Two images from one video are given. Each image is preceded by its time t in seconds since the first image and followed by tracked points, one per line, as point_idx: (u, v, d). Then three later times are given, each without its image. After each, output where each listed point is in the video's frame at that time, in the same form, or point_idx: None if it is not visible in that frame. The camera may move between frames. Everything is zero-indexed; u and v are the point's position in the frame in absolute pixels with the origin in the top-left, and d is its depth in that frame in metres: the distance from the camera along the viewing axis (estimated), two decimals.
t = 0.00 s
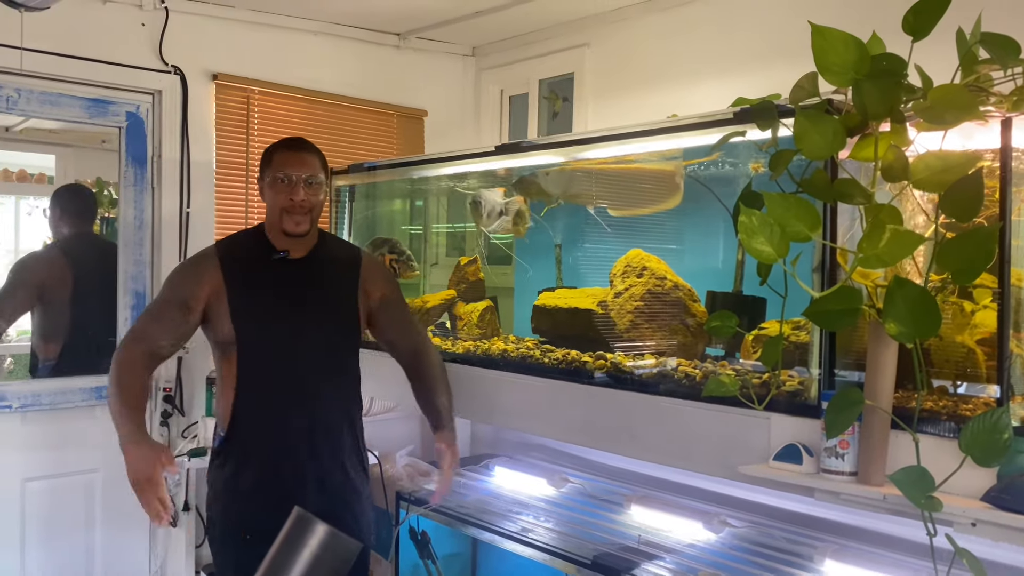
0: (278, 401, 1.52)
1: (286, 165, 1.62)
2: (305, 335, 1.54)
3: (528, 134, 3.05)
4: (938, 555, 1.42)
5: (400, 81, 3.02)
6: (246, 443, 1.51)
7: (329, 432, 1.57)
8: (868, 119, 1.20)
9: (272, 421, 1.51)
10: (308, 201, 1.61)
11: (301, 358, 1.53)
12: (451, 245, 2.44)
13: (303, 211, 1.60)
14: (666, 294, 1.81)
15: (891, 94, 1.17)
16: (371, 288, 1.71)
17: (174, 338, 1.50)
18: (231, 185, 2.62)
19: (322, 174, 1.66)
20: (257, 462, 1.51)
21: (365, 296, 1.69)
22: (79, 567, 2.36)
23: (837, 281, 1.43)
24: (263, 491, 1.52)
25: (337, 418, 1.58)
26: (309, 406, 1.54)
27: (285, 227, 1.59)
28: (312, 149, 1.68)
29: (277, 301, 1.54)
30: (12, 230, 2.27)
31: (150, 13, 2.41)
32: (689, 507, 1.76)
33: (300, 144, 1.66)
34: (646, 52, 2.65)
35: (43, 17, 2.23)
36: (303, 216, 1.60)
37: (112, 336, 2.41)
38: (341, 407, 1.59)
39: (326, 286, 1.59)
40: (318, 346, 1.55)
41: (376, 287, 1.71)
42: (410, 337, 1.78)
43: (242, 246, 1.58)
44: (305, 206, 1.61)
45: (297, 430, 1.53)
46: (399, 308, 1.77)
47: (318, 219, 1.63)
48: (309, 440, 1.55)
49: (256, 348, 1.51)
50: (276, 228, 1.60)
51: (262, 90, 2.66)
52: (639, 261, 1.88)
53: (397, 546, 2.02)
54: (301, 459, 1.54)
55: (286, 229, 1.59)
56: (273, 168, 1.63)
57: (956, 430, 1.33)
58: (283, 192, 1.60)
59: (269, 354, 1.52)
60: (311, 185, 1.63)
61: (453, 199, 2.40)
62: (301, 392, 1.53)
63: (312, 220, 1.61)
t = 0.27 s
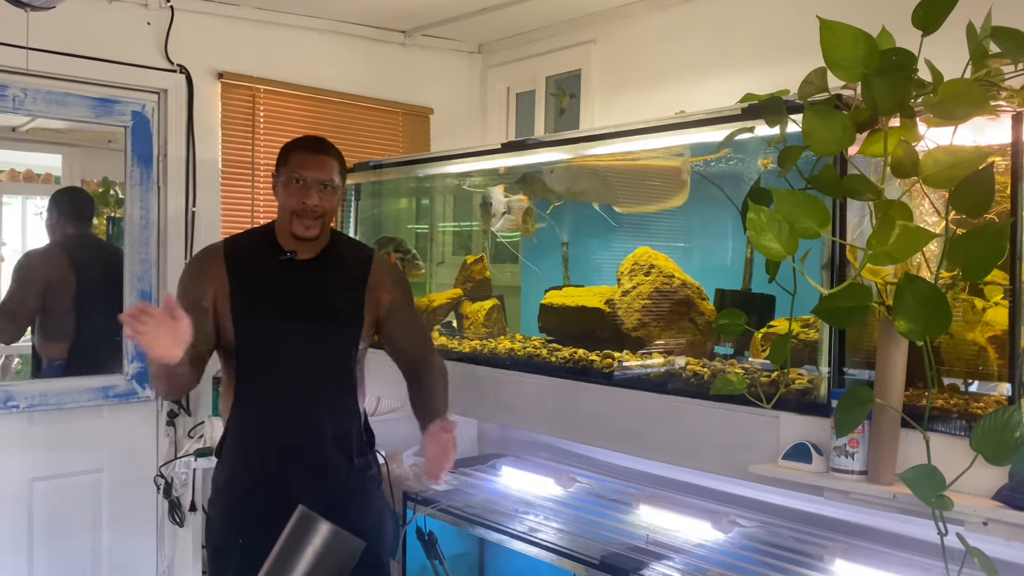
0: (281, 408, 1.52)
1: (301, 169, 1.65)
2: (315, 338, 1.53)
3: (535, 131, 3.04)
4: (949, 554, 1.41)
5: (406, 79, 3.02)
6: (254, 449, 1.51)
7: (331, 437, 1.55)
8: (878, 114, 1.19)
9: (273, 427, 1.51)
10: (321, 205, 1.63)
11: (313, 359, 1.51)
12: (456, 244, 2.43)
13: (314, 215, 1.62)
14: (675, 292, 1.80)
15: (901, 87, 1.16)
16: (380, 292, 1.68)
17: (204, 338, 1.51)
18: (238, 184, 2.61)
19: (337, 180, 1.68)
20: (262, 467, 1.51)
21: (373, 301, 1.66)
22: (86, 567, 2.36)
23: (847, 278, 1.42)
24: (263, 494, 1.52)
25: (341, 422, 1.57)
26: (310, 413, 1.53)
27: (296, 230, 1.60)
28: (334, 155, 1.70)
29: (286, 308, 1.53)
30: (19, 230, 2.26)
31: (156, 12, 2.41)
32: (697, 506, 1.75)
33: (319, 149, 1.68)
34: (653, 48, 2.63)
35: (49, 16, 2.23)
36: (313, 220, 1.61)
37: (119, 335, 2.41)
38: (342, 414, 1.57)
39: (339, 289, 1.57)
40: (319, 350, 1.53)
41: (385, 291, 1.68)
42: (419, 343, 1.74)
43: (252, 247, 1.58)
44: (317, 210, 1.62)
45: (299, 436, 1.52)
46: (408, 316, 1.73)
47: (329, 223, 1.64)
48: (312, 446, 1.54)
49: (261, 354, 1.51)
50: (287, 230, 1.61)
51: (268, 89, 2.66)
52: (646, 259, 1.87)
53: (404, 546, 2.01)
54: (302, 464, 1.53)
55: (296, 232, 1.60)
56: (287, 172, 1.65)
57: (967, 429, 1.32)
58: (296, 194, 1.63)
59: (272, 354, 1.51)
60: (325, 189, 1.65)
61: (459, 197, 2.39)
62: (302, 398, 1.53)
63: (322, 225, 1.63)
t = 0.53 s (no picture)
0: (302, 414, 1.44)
1: (346, 179, 1.52)
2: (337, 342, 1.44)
3: (538, 131, 3.04)
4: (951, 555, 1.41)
5: (409, 79, 3.02)
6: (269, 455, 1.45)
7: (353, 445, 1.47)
8: (880, 114, 1.19)
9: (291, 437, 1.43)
10: (364, 220, 1.51)
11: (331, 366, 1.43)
12: (459, 243, 2.43)
13: (356, 230, 1.50)
14: (676, 291, 1.80)
15: (903, 88, 1.16)
16: (409, 314, 1.56)
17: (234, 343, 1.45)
18: (241, 183, 2.62)
19: (384, 194, 1.55)
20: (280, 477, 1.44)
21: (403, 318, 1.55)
22: (90, 565, 2.37)
23: (849, 278, 1.43)
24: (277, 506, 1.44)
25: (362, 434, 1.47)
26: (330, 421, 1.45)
27: (336, 244, 1.49)
28: (381, 164, 1.57)
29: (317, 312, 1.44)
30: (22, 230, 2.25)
31: (160, 12, 2.41)
32: (700, 506, 1.75)
33: (367, 158, 1.55)
34: (656, 48, 2.64)
35: (53, 17, 2.24)
36: (356, 235, 1.50)
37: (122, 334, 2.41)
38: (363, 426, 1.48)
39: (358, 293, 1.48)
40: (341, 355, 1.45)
41: (414, 311, 1.57)
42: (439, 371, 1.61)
43: (287, 253, 1.50)
44: (360, 225, 1.50)
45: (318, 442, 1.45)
46: (435, 340, 1.61)
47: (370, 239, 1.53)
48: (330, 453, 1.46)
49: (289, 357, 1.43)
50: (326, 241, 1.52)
51: (271, 89, 2.67)
52: (648, 258, 1.87)
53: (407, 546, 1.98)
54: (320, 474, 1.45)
55: (335, 246, 1.49)
56: (330, 180, 1.53)
57: (969, 428, 1.32)
58: (337, 205, 1.51)
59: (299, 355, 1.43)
60: (370, 203, 1.53)
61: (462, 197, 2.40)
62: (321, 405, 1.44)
63: (363, 240, 1.51)
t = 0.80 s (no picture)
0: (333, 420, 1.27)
1: (401, 169, 1.33)
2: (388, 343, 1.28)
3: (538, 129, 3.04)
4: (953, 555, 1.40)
5: (410, 76, 3.01)
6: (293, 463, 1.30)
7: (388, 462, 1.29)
8: (883, 112, 1.19)
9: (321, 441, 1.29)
10: (418, 214, 1.31)
11: (369, 368, 1.27)
12: (459, 241, 2.42)
13: (410, 224, 1.31)
14: (677, 291, 1.80)
15: (905, 86, 1.16)
16: (457, 319, 1.37)
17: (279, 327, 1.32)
18: (240, 181, 2.62)
19: (441, 187, 1.35)
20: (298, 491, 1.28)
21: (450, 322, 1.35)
22: (87, 562, 2.37)
23: (850, 276, 1.42)
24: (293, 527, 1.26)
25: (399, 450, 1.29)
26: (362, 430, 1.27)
27: (388, 239, 1.31)
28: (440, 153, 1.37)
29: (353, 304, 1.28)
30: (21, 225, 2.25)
31: (159, 8, 2.41)
32: (699, 505, 1.74)
33: (424, 149, 1.36)
34: (657, 46, 2.63)
35: (53, 12, 2.23)
36: (409, 230, 1.31)
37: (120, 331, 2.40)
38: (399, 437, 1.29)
39: (408, 291, 1.30)
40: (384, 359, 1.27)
41: (464, 318, 1.37)
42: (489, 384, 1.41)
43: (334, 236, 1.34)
44: (415, 219, 1.31)
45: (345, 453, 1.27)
46: (485, 350, 1.41)
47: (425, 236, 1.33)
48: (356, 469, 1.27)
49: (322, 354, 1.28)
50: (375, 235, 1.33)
51: (271, 86, 2.66)
52: (648, 257, 1.87)
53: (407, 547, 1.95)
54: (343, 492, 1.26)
55: (387, 241, 1.31)
56: (384, 171, 1.35)
57: (971, 428, 1.32)
58: (389, 198, 1.32)
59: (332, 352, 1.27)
60: (425, 197, 1.33)
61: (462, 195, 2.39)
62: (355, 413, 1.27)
63: (418, 237, 1.32)
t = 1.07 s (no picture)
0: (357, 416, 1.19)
1: (412, 143, 1.24)
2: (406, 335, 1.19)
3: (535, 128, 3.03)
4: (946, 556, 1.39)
5: (406, 75, 3.01)
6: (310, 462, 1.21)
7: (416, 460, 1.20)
8: (879, 109, 1.18)
9: (340, 439, 1.19)
10: (437, 187, 1.23)
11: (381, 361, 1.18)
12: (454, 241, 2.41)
13: (430, 199, 1.22)
14: (671, 289, 1.80)
15: (901, 83, 1.15)
16: (482, 300, 1.25)
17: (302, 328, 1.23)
18: (235, 178, 2.61)
19: (456, 156, 1.25)
20: (318, 493, 1.20)
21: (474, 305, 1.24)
22: (78, 559, 2.35)
23: (845, 274, 1.42)
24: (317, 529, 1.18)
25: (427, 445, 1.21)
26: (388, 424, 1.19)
27: (409, 218, 1.23)
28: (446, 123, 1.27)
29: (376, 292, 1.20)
30: (18, 224, 2.25)
31: (154, 4, 2.40)
32: (694, 505, 1.72)
33: (433, 119, 1.27)
34: (654, 46, 2.63)
35: (46, 6, 2.22)
36: (430, 205, 1.23)
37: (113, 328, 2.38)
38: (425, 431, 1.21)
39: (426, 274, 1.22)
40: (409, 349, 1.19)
41: (488, 299, 1.26)
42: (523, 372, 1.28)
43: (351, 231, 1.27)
44: (433, 194, 1.23)
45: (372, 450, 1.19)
46: (514, 331, 1.28)
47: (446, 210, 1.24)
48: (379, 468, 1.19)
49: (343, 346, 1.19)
50: (395, 217, 1.24)
51: (266, 83, 2.66)
52: (644, 256, 1.87)
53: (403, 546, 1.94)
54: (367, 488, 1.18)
55: (408, 221, 1.23)
56: (394, 146, 1.25)
57: (966, 426, 1.31)
58: (403, 177, 1.23)
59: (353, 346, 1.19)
60: (438, 168, 1.23)
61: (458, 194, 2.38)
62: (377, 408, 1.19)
63: (440, 212, 1.24)
